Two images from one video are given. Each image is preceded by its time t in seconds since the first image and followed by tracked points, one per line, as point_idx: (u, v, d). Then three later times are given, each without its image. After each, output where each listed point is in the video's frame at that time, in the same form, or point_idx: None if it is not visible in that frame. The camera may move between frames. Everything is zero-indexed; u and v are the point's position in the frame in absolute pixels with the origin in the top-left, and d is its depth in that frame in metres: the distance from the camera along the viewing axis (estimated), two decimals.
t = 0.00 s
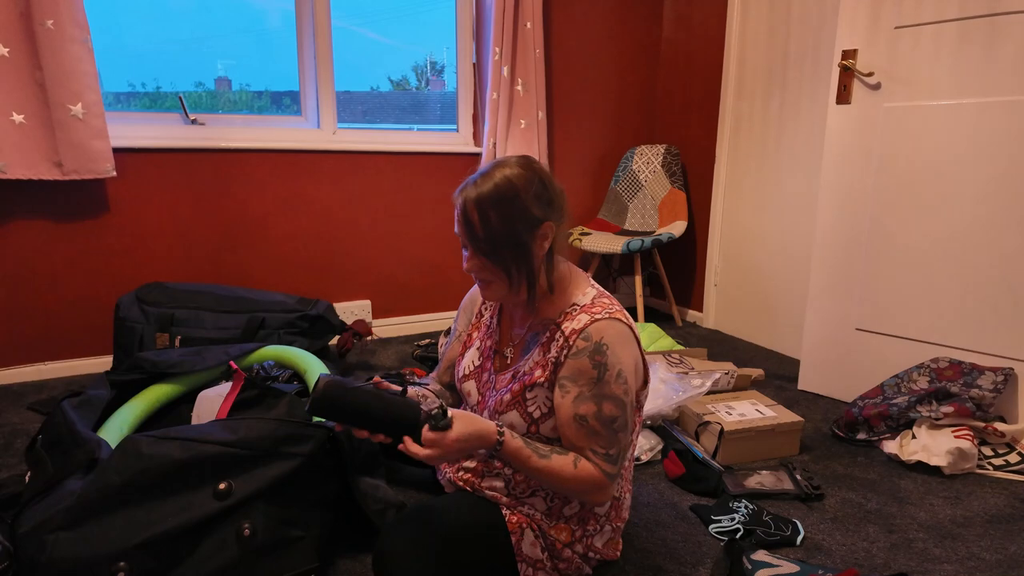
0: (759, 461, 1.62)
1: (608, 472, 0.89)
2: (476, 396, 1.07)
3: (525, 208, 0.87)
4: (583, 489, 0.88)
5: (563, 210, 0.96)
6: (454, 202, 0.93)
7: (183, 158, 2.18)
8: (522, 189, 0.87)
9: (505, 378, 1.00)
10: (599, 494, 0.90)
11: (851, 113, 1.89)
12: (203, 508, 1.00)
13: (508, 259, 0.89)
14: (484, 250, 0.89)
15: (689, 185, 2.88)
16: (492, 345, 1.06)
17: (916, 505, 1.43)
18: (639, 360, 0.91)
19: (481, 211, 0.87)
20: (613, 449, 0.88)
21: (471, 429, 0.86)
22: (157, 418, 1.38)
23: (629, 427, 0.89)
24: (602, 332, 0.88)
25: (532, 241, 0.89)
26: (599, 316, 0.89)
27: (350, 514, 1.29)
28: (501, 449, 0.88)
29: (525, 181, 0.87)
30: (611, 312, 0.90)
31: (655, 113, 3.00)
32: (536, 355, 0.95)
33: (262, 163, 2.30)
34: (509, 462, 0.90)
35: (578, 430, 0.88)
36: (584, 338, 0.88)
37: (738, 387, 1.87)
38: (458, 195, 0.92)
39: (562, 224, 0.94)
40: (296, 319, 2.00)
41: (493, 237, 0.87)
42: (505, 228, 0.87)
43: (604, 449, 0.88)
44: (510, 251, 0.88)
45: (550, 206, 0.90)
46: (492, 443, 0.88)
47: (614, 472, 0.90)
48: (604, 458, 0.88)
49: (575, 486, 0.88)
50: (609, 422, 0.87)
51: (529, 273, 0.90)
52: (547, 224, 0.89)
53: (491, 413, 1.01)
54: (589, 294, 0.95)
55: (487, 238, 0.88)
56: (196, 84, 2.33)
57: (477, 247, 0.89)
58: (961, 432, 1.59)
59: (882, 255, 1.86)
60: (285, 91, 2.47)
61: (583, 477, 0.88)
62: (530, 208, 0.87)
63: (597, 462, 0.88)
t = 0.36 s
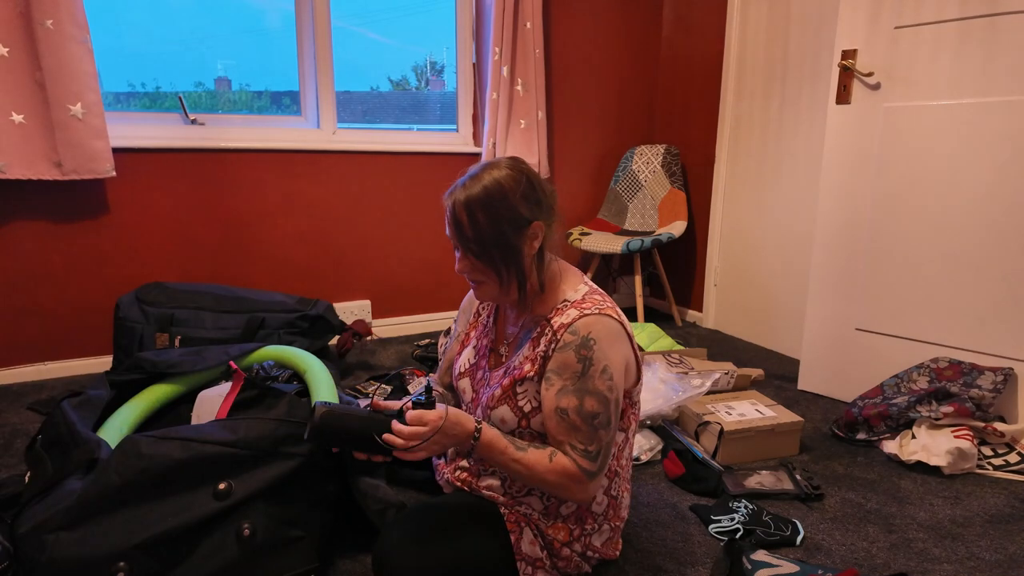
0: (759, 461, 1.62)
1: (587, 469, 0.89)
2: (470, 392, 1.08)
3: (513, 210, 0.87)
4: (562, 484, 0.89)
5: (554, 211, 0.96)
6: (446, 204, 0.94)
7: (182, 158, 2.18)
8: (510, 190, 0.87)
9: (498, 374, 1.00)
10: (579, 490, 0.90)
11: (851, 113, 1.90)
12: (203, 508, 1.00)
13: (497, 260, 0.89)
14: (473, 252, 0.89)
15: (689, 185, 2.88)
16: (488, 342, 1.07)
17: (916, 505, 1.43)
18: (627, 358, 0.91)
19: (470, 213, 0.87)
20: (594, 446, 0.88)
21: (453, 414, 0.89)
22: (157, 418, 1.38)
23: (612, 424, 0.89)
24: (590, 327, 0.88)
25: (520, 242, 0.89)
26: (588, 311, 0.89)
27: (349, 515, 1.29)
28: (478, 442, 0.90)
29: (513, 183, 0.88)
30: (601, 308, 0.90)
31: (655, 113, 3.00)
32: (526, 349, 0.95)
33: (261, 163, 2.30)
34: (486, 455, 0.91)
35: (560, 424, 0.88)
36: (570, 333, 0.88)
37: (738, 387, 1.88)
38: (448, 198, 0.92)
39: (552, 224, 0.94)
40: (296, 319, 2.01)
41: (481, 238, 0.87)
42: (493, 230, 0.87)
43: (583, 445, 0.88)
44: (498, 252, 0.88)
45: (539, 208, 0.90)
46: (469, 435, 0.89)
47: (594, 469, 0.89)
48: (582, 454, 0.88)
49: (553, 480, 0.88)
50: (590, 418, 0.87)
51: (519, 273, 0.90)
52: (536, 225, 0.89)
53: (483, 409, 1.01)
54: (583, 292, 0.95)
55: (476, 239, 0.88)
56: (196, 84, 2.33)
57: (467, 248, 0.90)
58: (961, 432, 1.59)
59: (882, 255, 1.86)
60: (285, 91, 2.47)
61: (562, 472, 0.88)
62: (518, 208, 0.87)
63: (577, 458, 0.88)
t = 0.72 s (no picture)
0: (759, 461, 1.62)
1: (588, 469, 0.89)
2: (468, 392, 1.08)
3: (511, 209, 0.87)
4: (564, 485, 0.89)
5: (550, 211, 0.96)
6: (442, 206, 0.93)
7: (182, 158, 2.18)
8: (508, 190, 0.87)
9: (496, 375, 1.00)
10: (580, 491, 0.90)
11: (851, 113, 1.90)
12: (203, 508, 1.00)
13: (495, 259, 0.89)
14: (471, 252, 0.89)
15: (689, 184, 2.88)
16: (484, 343, 1.07)
17: (916, 505, 1.43)
18: (625, 357, 0.91)
19: (468, 213, 0.87)
20: (594, 446, 0.88)
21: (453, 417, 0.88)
22: (157, 418, 1.38)
23: (611, 424, 0.89)
24: (587, 327, 0.87)
25: (518, 242, 0.89)
26: (584, 311, 0.89)
27: (349, 514, 1.29)
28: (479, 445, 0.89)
29: (510, 183, 0.88)
30: (597, 308, 0.90)
31: (655, 113, 3.00)
32: (523, 350, 0.95)
33: (261, 163, 2.30)
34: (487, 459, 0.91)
35: (560, 425, 0.88)
36: (568, 334, 0.88)
37: (738, 387, 1.88)
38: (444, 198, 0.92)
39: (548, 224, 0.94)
40: (295, 318, 2.01)
41: (479, 238, 0.87)
42: (491, 230, 0.87)
43: (584, 445, 0.88)
44: (496, 251, 0.88)
45: (536, 208, 0.90)
46: (470, 439, 0.88)
47: (595, 469, 0.89)
48: (583, 454, 0.88)
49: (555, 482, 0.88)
50: (590, 418, 0.87)
51: (517, 273, 0.90)
52: (533, 224, 0.89)
53: (482, 411, 1.01)
54: (579, 292, 0.95)
55: (474, 240, 0.88)
56: (196, 84, 2.33)
57: (465, 248, 0.89)
58: (961, 432, 1.59)
59: (882, 255, 1.87)
60: (285, 91, 2.47)
61: (563, 473, 0.88)
62: (516, 207, 0.87)
63: (579, 458, 0.88)
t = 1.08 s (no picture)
0: (759, 461, 1.62)
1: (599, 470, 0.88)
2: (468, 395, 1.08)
3: (516, 205, 0.88)
4: (575, 488, 0.88)
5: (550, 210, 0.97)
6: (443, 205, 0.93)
7: (182, 158, 2.18)
8: (512, 187, 0.88)
9: (496, 378, 1.00)
10: (591, 493, 0.89)
11: (851, 114, 1.90)
12: (203, 507, 1.00)
13: (501, 256, 0.89)
14: (477, 250, 0.89)
15: (689, 184, 2.88)
16: (484, 346, 1.07)
17: (916, 505, 1.43)
18: (628, 357, 0.91)
19: (473, 210, 0.87)
20: (603, 446, 0.88)
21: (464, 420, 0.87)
22: (157, 418, 1.37)
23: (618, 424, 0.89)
24: (589, 328, 0.88)
25: (523, 237, 0.89)
26: (585, 312, 0.89)
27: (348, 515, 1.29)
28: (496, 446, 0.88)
29: (514, 180, 0.89)
30: (598, 309, 0.90)
31: (655, 113, 3.00)
32: (525, 353, 0.95)
33: (261, 163, 2.30)
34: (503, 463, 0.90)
35: (567, 427, 0.88)
36: (571, 336, 0.88)
37: (738, 387, 1.88)
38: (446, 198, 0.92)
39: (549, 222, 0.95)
40: (296, 318, 2.01)
41: (486, 234, 0.87)
42: (498, 226, 0.87)
43: (593, 446, 0.88)
44: (502, 247, 0.88)
45: (539, 204, 0.91)
46: (485, 441, 0.88)
47: (605, 470, 0.89)
48: (594, 455, 0.88)
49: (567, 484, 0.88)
50: (598, 419, 0.87)
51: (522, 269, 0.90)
52: (537, 221, 0.90)
53: (483, 414, 1.01)
54: (580, 292, 0.95)
55: (480, 237, 0.88)
56: (195, 84, 2.33)
57: (471, 246, 0.89)
58: (961, 432, 1.59)
59: (881, 254, 1.87)
60: (285, 91, 2.47)
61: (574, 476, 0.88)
62: (520, 204, 0.88)
63: (588, 459, 0.88)
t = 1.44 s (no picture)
0: (758, 461, 1.62)
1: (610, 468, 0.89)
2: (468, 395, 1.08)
3: (529, 198, 0.89)
4: (585, 489, 0.88)
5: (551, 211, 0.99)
6: (451, 201, 0.93)
7: (182, 158, 2.18)
8: (523, 181, 0.90)
9: (498, 379, 1.00)
10: (600, 493, 0.89)
11: (850, 113, 1.90)
12: (203, 507, 1.00)
13: (515, 248, 0.88)
14: (490, 241, 0.88)
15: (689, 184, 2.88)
16: (484, 346, 1.07)
17: (915, 505, 1.43)
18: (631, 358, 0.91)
19: (488, 201, 0.87)
20: (612, 446, 0.89)
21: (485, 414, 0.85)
22: (156, 418, 1.38)
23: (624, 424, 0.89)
24: (592, 330, 0.88)
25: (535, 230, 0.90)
26: (588, 313, 0.89)
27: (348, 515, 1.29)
28: (515, 450, 0.86)
29: (524, 175, 0.91)
30: (600, 310, 0.90)
31: (655, 113, 3.00)
32: (528, 355, 0.95)
33: (261, 163, 2.30)
34: (520, 465, 0.88)
35: (574, 428, 0.88)
36: (575, 337, 0.88)
37: (738, 387, 1.88)
38: (454, 193, 0.92)
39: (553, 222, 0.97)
40: (295, 318, 2.01)
41: (501, 224, 0.87)
42: (512, 217, 0.87)
43: (603, 446, 0.88)
44: (517, 238, 0.88)
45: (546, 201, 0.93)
46: (505, 444, 0.86)
47: (614, 469, 0.90)
48: (603, 455, 0.88)
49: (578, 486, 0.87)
50: (605, 419, 0.87)
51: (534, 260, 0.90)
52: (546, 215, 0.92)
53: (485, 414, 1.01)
54: (580, 293, 0.95)
55: (495, 228, 0.87)
56: (195, 84, 2.33)
57: (484, 237, 0.88)
58: (961, 432, 1.59)
59: (881, 254, 1.86)
60: (285, 91, 2.47)
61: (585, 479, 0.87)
62: (532, 197, 0.90)
63: (599, 460, 0.88)
